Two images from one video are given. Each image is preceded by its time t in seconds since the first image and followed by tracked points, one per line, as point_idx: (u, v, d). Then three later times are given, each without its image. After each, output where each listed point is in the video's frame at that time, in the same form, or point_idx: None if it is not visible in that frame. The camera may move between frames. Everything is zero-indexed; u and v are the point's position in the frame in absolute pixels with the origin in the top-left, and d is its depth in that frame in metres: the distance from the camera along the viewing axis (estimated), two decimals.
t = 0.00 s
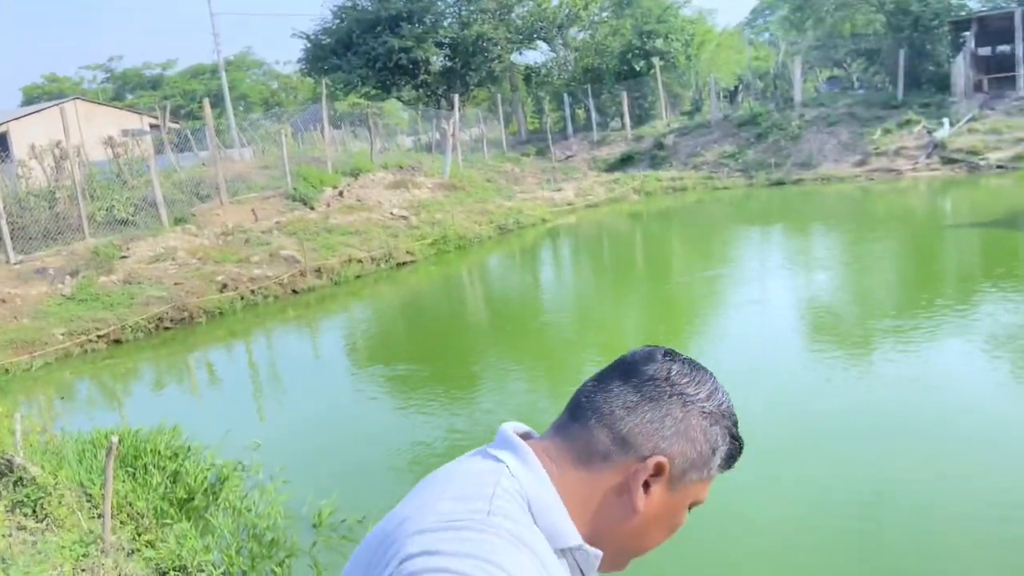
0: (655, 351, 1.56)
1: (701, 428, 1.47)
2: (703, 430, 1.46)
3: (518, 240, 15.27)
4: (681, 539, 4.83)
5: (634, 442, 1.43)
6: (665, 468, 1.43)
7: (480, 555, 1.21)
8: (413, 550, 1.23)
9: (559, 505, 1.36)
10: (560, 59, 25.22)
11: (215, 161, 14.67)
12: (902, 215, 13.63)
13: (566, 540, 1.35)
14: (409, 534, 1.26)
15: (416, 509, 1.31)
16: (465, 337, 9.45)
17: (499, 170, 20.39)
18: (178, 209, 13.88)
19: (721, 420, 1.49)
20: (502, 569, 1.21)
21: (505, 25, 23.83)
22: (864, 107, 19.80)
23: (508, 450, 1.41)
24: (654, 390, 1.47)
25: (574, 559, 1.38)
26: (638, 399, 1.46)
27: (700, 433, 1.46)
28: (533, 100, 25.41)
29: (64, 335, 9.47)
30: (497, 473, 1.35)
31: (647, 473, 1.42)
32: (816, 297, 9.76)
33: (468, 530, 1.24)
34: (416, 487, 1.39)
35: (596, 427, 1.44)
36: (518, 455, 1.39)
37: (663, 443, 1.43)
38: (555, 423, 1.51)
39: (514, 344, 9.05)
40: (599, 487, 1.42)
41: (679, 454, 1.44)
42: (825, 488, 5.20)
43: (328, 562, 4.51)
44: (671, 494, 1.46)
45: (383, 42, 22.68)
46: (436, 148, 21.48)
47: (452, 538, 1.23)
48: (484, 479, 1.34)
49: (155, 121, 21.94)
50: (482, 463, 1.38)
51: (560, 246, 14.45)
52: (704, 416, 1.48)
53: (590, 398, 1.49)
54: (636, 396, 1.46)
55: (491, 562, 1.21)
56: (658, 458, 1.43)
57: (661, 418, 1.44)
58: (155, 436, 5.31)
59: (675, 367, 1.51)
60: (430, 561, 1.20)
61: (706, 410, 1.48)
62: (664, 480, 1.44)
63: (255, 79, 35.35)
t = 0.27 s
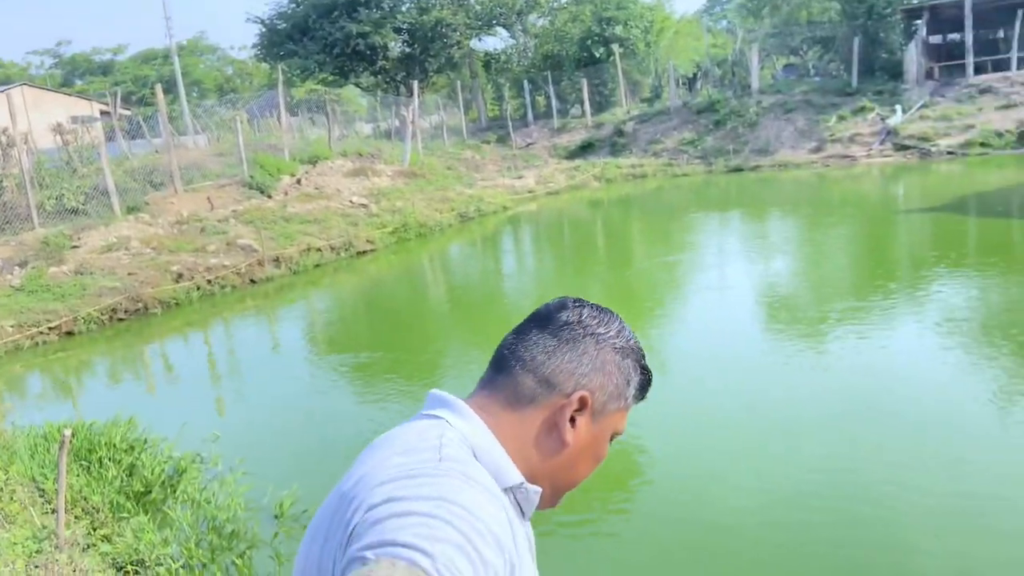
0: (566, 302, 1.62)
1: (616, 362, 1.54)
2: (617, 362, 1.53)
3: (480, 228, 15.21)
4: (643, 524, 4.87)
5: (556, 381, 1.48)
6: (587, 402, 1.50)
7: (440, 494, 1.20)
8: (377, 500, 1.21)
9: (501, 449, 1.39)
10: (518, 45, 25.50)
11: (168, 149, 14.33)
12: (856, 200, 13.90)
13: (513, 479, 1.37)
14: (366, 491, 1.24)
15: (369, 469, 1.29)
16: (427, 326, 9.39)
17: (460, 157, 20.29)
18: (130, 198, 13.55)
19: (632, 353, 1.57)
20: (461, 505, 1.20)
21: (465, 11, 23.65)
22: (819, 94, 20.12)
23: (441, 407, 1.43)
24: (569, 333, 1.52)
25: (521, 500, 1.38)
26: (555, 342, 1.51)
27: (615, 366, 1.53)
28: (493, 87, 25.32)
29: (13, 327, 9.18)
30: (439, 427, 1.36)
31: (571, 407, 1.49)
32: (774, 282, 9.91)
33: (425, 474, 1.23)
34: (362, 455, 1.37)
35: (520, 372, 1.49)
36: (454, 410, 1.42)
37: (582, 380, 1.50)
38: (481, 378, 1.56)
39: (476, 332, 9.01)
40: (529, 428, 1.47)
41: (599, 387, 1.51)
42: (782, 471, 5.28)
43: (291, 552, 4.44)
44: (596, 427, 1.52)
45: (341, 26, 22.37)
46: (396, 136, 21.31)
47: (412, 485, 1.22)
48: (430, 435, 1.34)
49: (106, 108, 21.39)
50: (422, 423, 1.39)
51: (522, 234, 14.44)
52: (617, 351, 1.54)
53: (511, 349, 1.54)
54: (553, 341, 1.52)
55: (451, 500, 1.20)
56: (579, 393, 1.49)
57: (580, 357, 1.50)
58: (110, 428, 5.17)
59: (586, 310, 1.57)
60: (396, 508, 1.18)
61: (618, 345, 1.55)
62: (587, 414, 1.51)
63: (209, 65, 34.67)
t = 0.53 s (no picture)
0: (514, 276, 1.67)
1: (566, 328, 1.60)
2: (566, 326, 1.60)
3: (452, 214, 15.15)
4: (617, 507, 4.92)
5: (512, 348, 1.54)
6: (541, 366, 1.56)
7: (425, 454, 1.23)
8: (366, 465, 1.23)
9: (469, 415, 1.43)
10: (489, 29, 25.46)
11: (134, 135, 14.08)
12: (825, 184, 14.07)
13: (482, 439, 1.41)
14: (352, 460, 1.26)
15: (350, 441, 1.31)
16: (400, 313, 9.36)
17: (431, 143, 20.19)
18: (95, 185, 13.30)
19: (579, 319, 1.64)
20: (447, 461, 1.23)
21: None
22: (788, 79, 20.28)
23: (406, 378, 1.45)
24: (521, 302, 1.58)
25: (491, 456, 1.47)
26: (508, 313, 1.56)
27: (564, 331, 1.60)
28: (464, 72, 25.18)
29: None
30: (410, 396, 1.39)
31: (527, 372, 1.55)
32: (744, 266, 10.01)
33: (408, 438, 1.26)
34: (340, 430, 1.38)
35: (478, 344, 1.54)
36: (418, 381, 1.44)
37: (537, 345, 1.55)
38: (439, 353, 1.59)
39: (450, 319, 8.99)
40: (490, 394, 1.52)
41: (552, 351, 1.57)
42: (753, 452, 5.35)
43: (264, 538, 4.41)
44: (552, 388, 1.59)
45: (309, 11, 22.00)
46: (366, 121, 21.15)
47: (397, 448, 1.24)
48: (405, 403, 1.36)
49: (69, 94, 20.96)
50: (392, 394, 1.41)
51: (494, 220, 14.43)
52: (565, 317, 1.61)
53: (467, 322, 1.58)
54: (506, 312, 1.57)
55: (437, 458, 1.23)
56: (534, 357, 1.55)
57: (533, 324, 1.56)
58: (78, 418, 5.07)
59: (534, 281, 1.63)
60: (385, 472, 1.20)
61: (566, 311, 1.61)
62: (542, 377, 1.57)
63: (175, 49, 34.08)
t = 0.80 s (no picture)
0: (496, 284, 1.70)
1: (553, 329, 1.64)
2: (552, 327, 1.64)
3: (431, 200, 15.09)
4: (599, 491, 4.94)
5: (507, 349, 1.56)
6: (533, 364, 1.59)
7: (469, 451, 1.25)
8: (415, 457, 1.23)
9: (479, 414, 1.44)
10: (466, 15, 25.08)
11: (105, 122, 13.86)
12: (801, 168, 14.19)
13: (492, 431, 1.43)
14: (390, 457, 1.25)
15: (380, 438, 1.30)
16: (380, 300, 9.33)
17: (409, 129, 20.08)
18: (67, 174, 13.09)
19: (562, 320, 1.68)
20: (487, 459, 1.26)
21: None
22: (765, 63, 20.37)
23: (412, 381, 1.44)
24: (511, 306, 1.60)
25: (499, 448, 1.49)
26: (497, 317, 1.59)
27: (550, 330, 1.63)
28: (441, 58, 25.02)
29: None
30: (428, 397, 1.39)
31: (522, 370, 1.57)
32: (722, 250, 10.07)
33: (447, 437, 1.27)
34: (361, 429, 1.37)
35: (474, 347, 1.55)
36: (425, 383, 1.44)
37: (528, 346, 1.58)
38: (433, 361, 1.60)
39: (430, 305, 8.96)
40: (491, 393, 1.53)
41: (541, 350, 1.60)
42: (734, 435, 5.40)
43: (245, 525, 4.40)
44: (545, 387, 1.62)
45: None
46: (343, 108, 21.01)
47: (439, 446, 1.25)
48: (427, 403, 1.37)
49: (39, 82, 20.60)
50: (408, 394, 1.41)
51: (474, 205, 14.40)
52: (550, 318, 1.64)
53: (460, 328, 1.59)
54: (497, 316, 1.59)
55: (479, 455, 1.26)
56: (526, 356, 1.57)
57: (524, 326, 1.59)
58: (53, 409, 5.02)
59: (519, 288, 1.66)
60: (438, 464, 1.22)
61: (550, 312, 1.65)
62: (534, 375, 1.59)
63: (148, 35, 33.58)
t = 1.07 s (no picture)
0: (525, 322, 1.73)
1: (584, 369, 1.69)
2: (583, 367, 1.68)
3: (412, 189, 15.03)
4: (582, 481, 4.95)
5: (549, 391, 1.60)
6: (568, 404, 1.63)
7: (564, 507, 1.35)
8: (519, 521, 1.31)
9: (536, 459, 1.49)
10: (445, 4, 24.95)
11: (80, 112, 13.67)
12: (780, 154, 14.28)
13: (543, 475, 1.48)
14: (493, 518, 1.32)
15: (473, 497, 1.36)
16: (363, 290, 9.29)
17: (389, 117, 19.96)
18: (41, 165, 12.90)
19: (591, 358, 1.72)
20: (579, 511, 1.36)
21: None
22: (744, 50, 20.45)
23: (469, 428, 1.47)
24: (549, 350, 1.64)
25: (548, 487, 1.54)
26: (535, 359, 1.62)
27: (582, 370, 1.68)
28: (420, 45, 24.91)
29: None
30: (499, 448, 1.44)
31: (559, 410, 1.61)
32: (703, 237, 10.12)
33: (542, 494, 1.35)
34: (441, 481, 1.41)
35: (515, 390, 1.57)
36: (487, 432, 1.47)
37: (565, 388, 1.62)
38: (471, 402, 1.61)
39: (413, 295, 8.93)
40: (536, 435, 1.58)
41: (576, 389, 1.65)
42: (716, 423, 5.42)
43: (227, 517, 4.38)
44: (579, 424, 1.67)
45: None
46: (322, 96, 20.86)
47: (539, 505, 1.34)
48: (504, 454, 1.42)
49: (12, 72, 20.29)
50: (476, 441, 1.44)
51: (456, 194, 14.36)
52: (580, 357, 1.69)
53: (497, 368, 1.61)
54: (535, 358, 1.62)
55: (574, 509, 1.36)
56: (563, 396, 1.62)
57: (561, 368, 1.63)
58: (31, 403, 4.97)
59: (550, 329, 1.70)
60: (542, 526, 1.31)
61: (581, 352, 1.69)
62: (569, 413, 1.64)
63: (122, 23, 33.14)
